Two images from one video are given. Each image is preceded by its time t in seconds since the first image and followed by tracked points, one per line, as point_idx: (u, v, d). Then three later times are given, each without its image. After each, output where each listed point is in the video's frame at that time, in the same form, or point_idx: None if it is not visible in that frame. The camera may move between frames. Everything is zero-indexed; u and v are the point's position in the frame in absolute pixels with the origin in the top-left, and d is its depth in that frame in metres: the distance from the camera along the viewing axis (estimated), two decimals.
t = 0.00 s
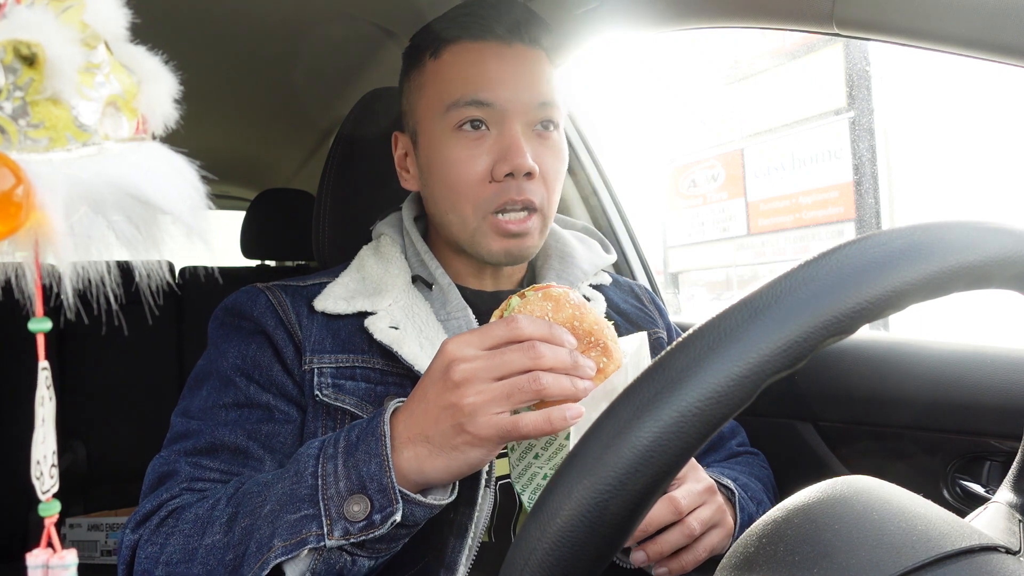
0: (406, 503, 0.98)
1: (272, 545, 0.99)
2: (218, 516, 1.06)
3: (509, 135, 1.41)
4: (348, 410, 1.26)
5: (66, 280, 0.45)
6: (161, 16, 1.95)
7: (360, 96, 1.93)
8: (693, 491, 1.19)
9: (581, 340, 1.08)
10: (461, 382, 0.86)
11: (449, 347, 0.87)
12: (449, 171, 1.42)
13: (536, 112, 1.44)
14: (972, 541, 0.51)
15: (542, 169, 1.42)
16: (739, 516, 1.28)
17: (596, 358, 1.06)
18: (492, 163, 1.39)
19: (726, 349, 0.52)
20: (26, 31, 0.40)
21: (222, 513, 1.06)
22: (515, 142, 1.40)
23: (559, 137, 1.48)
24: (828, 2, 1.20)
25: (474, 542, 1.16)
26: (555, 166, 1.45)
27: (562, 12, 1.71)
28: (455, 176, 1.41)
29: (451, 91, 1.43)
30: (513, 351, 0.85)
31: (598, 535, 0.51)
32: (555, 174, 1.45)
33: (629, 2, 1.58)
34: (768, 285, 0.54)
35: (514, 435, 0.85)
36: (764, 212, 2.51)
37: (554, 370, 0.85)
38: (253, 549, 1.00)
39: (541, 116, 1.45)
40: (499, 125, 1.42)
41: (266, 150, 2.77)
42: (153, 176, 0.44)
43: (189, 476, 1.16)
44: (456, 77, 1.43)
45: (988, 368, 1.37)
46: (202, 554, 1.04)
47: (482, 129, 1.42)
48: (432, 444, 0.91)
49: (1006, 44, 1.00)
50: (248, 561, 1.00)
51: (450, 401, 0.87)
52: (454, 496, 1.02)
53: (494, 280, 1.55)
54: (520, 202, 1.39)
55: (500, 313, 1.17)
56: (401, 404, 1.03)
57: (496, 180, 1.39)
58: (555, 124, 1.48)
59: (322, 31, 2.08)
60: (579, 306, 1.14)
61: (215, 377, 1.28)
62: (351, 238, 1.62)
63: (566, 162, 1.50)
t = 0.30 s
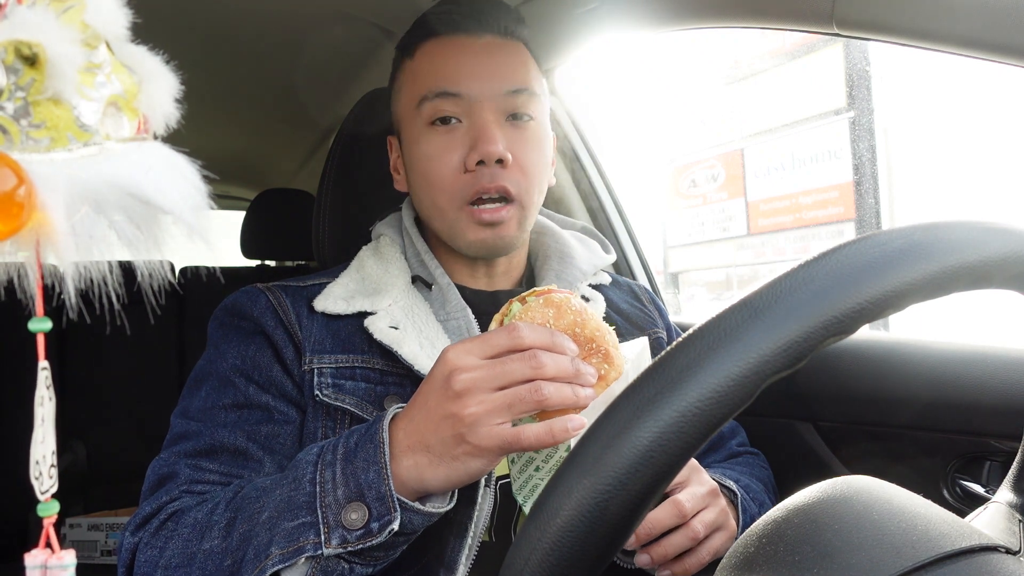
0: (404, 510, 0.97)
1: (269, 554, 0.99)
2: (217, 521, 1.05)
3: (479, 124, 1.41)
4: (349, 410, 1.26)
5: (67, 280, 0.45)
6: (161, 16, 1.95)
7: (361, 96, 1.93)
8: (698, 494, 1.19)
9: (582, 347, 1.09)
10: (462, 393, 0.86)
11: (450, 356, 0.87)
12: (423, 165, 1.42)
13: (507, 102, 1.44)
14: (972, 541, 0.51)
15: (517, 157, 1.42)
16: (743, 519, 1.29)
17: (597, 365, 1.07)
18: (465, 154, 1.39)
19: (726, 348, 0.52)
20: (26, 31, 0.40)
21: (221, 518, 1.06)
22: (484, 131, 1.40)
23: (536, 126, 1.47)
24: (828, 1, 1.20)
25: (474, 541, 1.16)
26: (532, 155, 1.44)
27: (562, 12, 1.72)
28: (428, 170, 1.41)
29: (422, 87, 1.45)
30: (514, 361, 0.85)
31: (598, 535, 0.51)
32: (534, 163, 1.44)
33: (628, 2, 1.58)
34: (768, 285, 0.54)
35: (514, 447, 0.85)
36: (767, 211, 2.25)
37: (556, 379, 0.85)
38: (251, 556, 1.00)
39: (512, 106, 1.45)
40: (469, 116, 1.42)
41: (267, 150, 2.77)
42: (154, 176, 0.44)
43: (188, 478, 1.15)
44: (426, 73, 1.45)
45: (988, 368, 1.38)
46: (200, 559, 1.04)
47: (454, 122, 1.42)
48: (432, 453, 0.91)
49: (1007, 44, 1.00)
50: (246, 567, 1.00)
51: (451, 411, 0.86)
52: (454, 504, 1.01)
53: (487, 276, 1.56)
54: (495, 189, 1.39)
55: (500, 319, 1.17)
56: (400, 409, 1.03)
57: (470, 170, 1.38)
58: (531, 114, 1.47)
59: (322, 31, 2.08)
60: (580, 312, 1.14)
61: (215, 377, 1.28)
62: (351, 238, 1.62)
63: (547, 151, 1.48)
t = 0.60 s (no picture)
0: (402, 513, 0.97)
1: (268, 557, 0.98)
2: (215, 524, 1.05)
3: (456, 125, 1.41)
4: (348, 409, 1.27)
5: (66, 280, 0.45)
6: (161, 16, 1.95)
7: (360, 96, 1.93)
8: (705, 488, 1.23)
9: (575, 341, 1.07)
10: (458, 397, 0.85)
11: (443, 359, 0.86)
12: (405, 167, 1.43)
13: (484, 101, 1.44)
14: (972, 541, 0.51)
15: (495, 156, 1.41)
16: (738, 518, 1.28)
17: (591, 358, 1.07)
18: (441, 155, 1.39)
19: (725, 348, 0.52)
20: (25, 31, 0.40)
21: (220, 521, 1.05)
22: (459, 132, 1.40)
23: (517, 122, 1.46)
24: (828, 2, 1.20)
25: (474, 539, 1.16)
26: (512, 152, 1.43)
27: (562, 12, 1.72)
28: (409, 171, 1.42)
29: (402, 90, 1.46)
30: (508, 362, 0.84)
31: (598, 535, 0.51)
32: (513, 161, 1.43)
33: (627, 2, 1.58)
34: (768, 285, 0.54)
35: (512, 448, 0.86)
36: (765, 213, 2.69)
37: (552, 377, 0.85)
38: (249, 560, 1.00)
39: (490, 103, 1.44)
40: (446, 117, 1.42)
41: (267, 151, 2.77)
42: (153, 176, 0.44)
43: (188, 481, 1.15)
44: (404, 77, 1.46)
45: (988, 368, 1.38)
46: (201, 563, 1.03)
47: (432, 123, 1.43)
48: (430, 457, 0.92)
49: (1007, 44, 1.00)
50: (245, 571, 1.00)
51: (448, 415, 0.86)
52: (452, 506, 1.01)
53: (484, 275, 1.56)
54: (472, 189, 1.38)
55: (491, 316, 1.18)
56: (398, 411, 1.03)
57: (446, 170, 1.39)
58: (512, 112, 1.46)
59: (321, 31, 2.08)
60: (572, 305, 1.11)
61: (215, 378, 1.28)
62: (350, 238, 1.62)
63: (530, 149, 1.47)
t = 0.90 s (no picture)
0: (411, 516, 0.97)
1: (276, 562, 0.98)
2: (223, 526, 1.05)
3: (472, 131, 1.39)
4: (352, 410, 1.27)
5: (67, 280, 0.45)
6: (161, 16, 1.95)
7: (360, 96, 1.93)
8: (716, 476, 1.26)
9: (570, 323, 1.08)
10: (460, 399, 0.84)
11: (439, 363, 0.86)
12: (417, 169, 1.41)
13: (501, 108, 1.42)
14: (972, 541, 0.51)
15: (509, 163, 1.40)
16: (744, 514, 1.27)
17: (588, 339, 1.08)
18: (456, 161, 1.38)
19: (726, 348, 0.52)
20: (26, 31, 0.40)
21: (228, 523, 1.05)
22: (476, 138, 1.38)
23: (530, 131, 1.45)
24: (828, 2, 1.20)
25: (474, 540, 1.16)
26: (525, 161, 1.43)
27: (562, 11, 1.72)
28: (422, 175, 1.40)
29: (417, 92, 1.43)
30: (506, 357, 0.84)
31: (598, 535, 0.51)
32: (527, 169, 1.43)
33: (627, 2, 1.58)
34: (768, 285, 0.54)
35: (518, 445, 0.85)
36: (766, 212, 2.72)
37: (552, 366, 0.85)
38: (258, 563, 1.00)
39: (507, 110, 1.42)
40: (462, 122, 1.40)
41: (267, 150, 2.77)
42: (153, 176, 0.44)
43: (195, 482, 1.15)
44: (419, 78, 1.44)
45: (988, 368, 1.38)
46: (209, 565, 1.03)
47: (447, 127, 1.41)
48: (439, 460, 0.91)
49: (1007, 44, 1.00)
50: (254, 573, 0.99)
51: (452, 418, 0.86)
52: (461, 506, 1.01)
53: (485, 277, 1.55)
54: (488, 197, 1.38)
55: (483, 306, 1.18)
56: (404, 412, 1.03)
57: (461, 176, 1.37)
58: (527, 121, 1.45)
59: (322, 30, 2.08)
60: (563, 288, 1.11)
61: (218, 378, 1.28)
62: (351, 238, 1.62)
63: (541, 157, 1.47)
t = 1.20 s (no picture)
0: (415, 515, 0.97)
1: (280, 561, 0.98)
2: (226, 527, 1.05)
3: (500, 144, 1.38)
4: (352, 410, 1.26)
5: (66, 280, 0.45)
6: (160, 16, 1.95)
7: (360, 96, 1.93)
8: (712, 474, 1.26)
9: (571, 319, 1.10)
10: (461, 394, 0.84)
11: (441, 359, 0.85)
12: (439, 177, 1.40)
13: (529, 123, 1.42)
14: (972, 541, 0.51)
15: (532, 177, 1.41)
16: (744, 515, 1.26)
17: (589, 334, 1.09)
18: (481, 171, 1.37)
19: (726, 349, 0.52)
20: (26, 31, 0.41)
21: (230, 524, 1.05)
22: (503, 151, 1.37)
23: (550, 145, 1.46)
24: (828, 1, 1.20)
25: (475, 541, 1.16)
26: (545, 175, 1.44)
27: (561, 11, 1.71)
28: (445, 183, 1.39)
29: (446, 98, 1.41)
30: (506, 352, 0.84)
31: (598, 534, 0.51)
32: (546, 182, 1.44)
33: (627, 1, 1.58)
34: (768, 285, 0.54)
35: (519, 437, 0.85)
36: (766, 212, 2.72)
37: (552, 361, 0.86)
38: (262, 564, 1.00)
39: (533, 124, 1.42)
40: (491, 134, 1.39)
41: (267, 150, 2.77)
42: (152, 175, 0.44)
43: (197, 483, 1.15)
44: (448, 85, 1.41)
45: (988, 368, 1.38)
46: (212, 565, 1.03)
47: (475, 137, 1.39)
48: (441, 456, 0.91)
49: (1007, 44, 1.00)
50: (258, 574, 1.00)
51: (453, 413, 0.85)
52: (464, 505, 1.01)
53: (489, 279, 1.54)
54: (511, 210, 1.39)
55: (484, 305, 1.18)
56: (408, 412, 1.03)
57: (486, 188, 1.37)
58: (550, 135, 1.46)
59: (322, 30, 2.08)
60: (562, 285, 1.13)
61: (219, 378, 1.28)
62: (351, 238, 1.62)
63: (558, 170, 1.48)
